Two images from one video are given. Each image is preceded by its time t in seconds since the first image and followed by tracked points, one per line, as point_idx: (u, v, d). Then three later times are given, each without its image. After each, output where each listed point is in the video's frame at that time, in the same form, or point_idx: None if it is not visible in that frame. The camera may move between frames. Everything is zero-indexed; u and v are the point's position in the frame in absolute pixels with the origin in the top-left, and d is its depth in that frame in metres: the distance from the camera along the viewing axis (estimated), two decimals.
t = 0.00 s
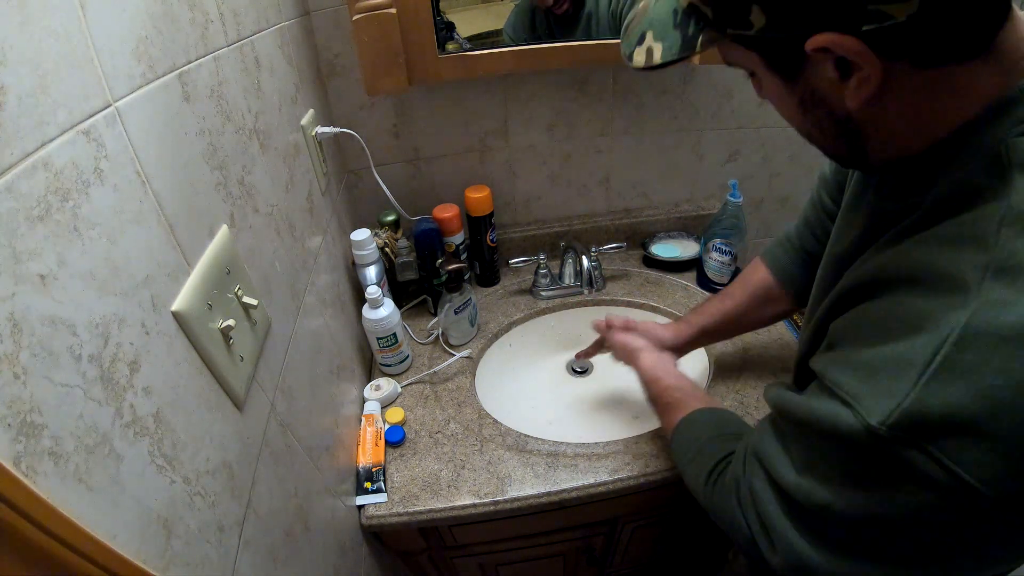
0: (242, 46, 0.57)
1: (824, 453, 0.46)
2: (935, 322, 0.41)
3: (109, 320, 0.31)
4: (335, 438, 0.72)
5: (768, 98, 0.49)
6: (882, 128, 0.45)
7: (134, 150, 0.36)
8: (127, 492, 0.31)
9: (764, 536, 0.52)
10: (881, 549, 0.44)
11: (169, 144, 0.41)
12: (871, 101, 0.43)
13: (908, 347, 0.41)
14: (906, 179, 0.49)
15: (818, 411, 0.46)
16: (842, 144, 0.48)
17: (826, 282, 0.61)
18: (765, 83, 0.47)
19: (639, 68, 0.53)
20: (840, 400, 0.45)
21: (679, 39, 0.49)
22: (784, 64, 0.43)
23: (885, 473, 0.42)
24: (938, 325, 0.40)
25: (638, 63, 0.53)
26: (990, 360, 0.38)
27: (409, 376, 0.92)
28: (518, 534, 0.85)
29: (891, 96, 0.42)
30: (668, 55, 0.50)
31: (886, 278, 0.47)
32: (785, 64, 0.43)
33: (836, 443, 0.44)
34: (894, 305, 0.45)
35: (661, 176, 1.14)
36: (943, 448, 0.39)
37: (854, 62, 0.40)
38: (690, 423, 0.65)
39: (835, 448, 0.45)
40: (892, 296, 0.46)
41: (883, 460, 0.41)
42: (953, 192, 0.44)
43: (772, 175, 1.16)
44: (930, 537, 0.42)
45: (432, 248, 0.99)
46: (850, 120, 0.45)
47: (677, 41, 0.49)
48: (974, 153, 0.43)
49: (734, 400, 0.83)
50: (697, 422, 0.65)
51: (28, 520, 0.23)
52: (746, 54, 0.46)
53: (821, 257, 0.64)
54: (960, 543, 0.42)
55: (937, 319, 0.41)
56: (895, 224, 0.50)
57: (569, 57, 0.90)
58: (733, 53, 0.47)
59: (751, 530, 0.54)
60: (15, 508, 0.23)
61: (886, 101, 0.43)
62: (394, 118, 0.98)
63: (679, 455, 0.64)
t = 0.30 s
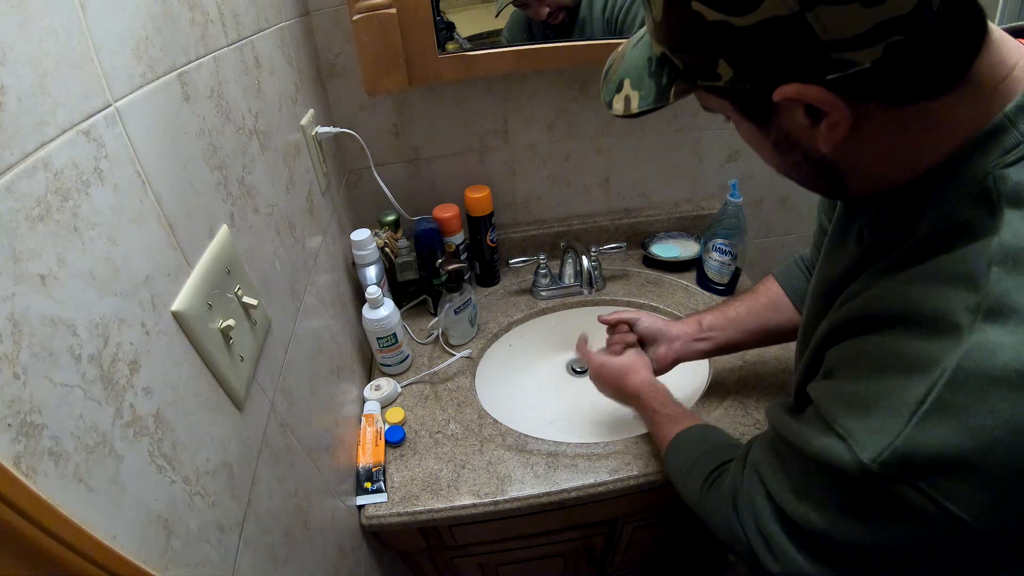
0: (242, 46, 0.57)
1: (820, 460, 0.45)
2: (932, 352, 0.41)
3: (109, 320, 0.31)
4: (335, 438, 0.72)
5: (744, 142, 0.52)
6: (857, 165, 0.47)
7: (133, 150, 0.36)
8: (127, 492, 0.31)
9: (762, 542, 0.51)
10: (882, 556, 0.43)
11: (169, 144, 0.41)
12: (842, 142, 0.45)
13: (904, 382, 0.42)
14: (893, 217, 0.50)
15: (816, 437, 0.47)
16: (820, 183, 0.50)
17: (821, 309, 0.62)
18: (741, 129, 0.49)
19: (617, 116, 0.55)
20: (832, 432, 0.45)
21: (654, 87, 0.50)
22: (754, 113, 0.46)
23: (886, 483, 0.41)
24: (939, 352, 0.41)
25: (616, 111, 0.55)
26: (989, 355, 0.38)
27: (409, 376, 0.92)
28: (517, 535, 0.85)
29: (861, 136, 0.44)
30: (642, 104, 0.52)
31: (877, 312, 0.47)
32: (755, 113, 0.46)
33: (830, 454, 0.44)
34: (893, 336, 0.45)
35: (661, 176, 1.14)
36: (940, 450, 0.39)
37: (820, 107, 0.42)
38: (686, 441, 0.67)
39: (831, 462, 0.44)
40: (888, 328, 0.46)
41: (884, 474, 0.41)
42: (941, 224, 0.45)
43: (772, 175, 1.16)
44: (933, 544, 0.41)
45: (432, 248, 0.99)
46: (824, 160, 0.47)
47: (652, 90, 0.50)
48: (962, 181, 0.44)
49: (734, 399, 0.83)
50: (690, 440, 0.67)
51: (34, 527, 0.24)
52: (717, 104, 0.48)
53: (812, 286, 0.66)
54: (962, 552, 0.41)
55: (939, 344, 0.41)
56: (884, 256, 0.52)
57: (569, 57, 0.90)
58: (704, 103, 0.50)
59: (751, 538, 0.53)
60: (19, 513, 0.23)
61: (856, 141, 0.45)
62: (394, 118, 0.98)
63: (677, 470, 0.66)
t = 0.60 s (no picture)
0: (242, 46, 0.57)
1: (824, 474, 0.45)
2: (940, 367, 0.41)
3: (109, 320, 0.31)
4: (335, 438, 0.72)
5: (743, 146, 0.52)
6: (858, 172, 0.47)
7: (133, 150, 0.36)
8: (127, 491, 0.31)
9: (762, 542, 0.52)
10: (885, 556, 0.43)
11: (168, 144, 0.41)
12: (841, 149, 0.45)
13: (912, 398, 0.42)
14: (898, 226, 0.50)
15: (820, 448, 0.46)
16: (819, 189, 0.50)
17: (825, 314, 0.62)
18: (739, 133, 0.50)
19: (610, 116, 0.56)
20: (837, 445, 0.45)
21: (648, 90, 0.51)
22: (753, 117, 0.46)
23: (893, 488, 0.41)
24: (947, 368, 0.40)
25: (610, 112, 0.56)
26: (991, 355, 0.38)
27: (409, 376, 0.92)
28: (517, 535, 0.85)
29: (861, 144, 0.44)
30: (637, 106, 0.53)
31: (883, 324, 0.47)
32: (755, 117, 0.46)
33: (835, 467, 0.44)
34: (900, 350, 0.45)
35: (661, 176, 1.14)
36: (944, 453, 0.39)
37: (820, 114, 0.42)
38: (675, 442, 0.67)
39: (835, 476, 0.44)
40: (894, 340, 0.46)
41: (892, 484, 0.41)
42: (944, 235, 0.45)
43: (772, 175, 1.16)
44: (935, 544, 0.41)
45: (432, 248, 0.99)
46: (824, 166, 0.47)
47: (646, 93, 0.51)
48: (970, 189, 0.44)
49: (734, 399, 0.83)
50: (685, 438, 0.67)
51: (45, 533, 0.24)
52: (716, 108, 0.48)
53: (813, 292, 0.66)
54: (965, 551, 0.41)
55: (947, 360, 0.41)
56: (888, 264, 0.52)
57: (569, 57, 0.90)
58: (703, 106, 0.50)
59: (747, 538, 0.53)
60: (21, 515, 0.23)
61: (855, 148, 0.45)
62: (394, 118, 0.98)
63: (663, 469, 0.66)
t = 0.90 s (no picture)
0: (242, 46, 0.57)
1: (816, 478, 0.46)
2: (924, 372, 0.41)
3: (109, 320, 0.31)
4: (335, 438, 0.72)
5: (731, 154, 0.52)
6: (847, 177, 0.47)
7: (133, 150, 0.36)
8: (127, 491, 0.31)
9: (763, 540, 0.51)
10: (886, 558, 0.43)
11: (169, 143, 0.41)
12: (829, 156, 0.45)
13: (897, 402, 0.42)
14: (892, 228, 0.50)
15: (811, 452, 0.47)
16: (809, 193, 0.51)
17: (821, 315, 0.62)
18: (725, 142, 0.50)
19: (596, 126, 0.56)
20: (828, 450, 0.45)
21: (637, 101, 0.51)
22: (740, 128, 0.46)
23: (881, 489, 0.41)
24: (929, 372, 0.40)
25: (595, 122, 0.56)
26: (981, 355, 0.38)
27: (409, 376, 0.92)
28: (517, 535, 0.85)
29: (849, 151, 0.44)
30: (624, 116, 0.52)
31: (873, 328, 0.47)
32: (741, 128, 0.46)
33: (824, 471, 0.44)
34: (887, 354, 0.45)
35: (661, 176, 1.14)
36: (930, 458, 0.39)
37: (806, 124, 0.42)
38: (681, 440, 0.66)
39: (825, 482, 0.44)
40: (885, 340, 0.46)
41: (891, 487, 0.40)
42: (940, 234, 0.45)
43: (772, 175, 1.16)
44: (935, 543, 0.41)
45: (432, 248, 0.99)
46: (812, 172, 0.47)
47: (634, 104, 0.51)
48: (962, 189, 0.44)
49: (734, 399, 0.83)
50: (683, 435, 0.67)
51: (46, 533, 0.24)
52: (703, 118, 0.48)
53: (809, 293, 0.66)
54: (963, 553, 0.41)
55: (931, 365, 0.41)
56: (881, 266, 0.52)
57: (569, 57, 0.90)
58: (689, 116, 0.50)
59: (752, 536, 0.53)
60: (21, 514, 0.23)
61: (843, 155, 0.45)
62: (394, 118, 0.98)
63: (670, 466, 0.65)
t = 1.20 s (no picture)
0: (242, 46, 0.57)
1: (807, 478, 0.45)
2: (921, 374, 0.41)
3: (109, 320, 0.31)
4: (335, 438, 0.72)
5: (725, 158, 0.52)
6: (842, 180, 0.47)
7: (133, 150, 0.36)
8: (127, 492, 0.31)
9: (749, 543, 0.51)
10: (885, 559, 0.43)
11: (168, 142, 0.41)
12: (825, 159, 0.45)
13: (893, 406, 0.42)
14: (887, 230, 0.50)
15: (804, 454, 0.46)
16: (805, 196, 0.51)
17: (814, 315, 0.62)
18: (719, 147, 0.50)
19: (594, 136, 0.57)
20: (819, 451, 0.45)
21: (629, 110, 0.52)
22: (734, 131, 0.46)
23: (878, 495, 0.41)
24: (929, 375, 0.40)
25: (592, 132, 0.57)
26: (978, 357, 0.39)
27: (409, 376, 0.92)
28: (517, 535, 0.85)
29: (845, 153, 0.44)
30: (618, 126, 0.53)
31: (868, 329, 0.47)
32: (736, 132, 0.46)
33: (816, 471, 0.44)
34: (885, 357, 0.45)
35: (661, 176, 1.14)
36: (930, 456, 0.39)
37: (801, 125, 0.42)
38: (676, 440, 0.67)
39: (817, 481, 0.44)
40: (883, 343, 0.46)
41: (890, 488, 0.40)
42: (937, 235, 0.45)
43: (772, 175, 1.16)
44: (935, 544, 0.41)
45: (432, 248, 0.99)
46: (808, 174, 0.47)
47: (627, 113, 0.52)
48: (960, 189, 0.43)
49: (734, 399, 0.83)
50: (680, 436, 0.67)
51: (45, 533, 0.24)
52: (695, 123, 0.48)
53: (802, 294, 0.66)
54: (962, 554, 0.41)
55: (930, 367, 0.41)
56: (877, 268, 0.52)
57: (569, 57, 0.90)
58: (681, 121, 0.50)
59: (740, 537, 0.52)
60: (21, 514, 0.23)
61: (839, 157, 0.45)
62: (394, 118, 0.98)
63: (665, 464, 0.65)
